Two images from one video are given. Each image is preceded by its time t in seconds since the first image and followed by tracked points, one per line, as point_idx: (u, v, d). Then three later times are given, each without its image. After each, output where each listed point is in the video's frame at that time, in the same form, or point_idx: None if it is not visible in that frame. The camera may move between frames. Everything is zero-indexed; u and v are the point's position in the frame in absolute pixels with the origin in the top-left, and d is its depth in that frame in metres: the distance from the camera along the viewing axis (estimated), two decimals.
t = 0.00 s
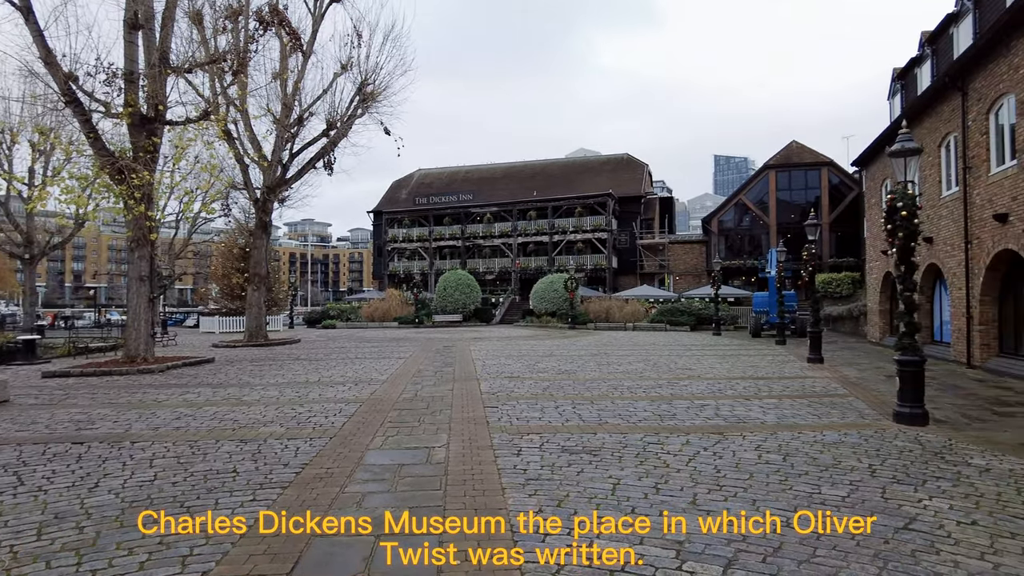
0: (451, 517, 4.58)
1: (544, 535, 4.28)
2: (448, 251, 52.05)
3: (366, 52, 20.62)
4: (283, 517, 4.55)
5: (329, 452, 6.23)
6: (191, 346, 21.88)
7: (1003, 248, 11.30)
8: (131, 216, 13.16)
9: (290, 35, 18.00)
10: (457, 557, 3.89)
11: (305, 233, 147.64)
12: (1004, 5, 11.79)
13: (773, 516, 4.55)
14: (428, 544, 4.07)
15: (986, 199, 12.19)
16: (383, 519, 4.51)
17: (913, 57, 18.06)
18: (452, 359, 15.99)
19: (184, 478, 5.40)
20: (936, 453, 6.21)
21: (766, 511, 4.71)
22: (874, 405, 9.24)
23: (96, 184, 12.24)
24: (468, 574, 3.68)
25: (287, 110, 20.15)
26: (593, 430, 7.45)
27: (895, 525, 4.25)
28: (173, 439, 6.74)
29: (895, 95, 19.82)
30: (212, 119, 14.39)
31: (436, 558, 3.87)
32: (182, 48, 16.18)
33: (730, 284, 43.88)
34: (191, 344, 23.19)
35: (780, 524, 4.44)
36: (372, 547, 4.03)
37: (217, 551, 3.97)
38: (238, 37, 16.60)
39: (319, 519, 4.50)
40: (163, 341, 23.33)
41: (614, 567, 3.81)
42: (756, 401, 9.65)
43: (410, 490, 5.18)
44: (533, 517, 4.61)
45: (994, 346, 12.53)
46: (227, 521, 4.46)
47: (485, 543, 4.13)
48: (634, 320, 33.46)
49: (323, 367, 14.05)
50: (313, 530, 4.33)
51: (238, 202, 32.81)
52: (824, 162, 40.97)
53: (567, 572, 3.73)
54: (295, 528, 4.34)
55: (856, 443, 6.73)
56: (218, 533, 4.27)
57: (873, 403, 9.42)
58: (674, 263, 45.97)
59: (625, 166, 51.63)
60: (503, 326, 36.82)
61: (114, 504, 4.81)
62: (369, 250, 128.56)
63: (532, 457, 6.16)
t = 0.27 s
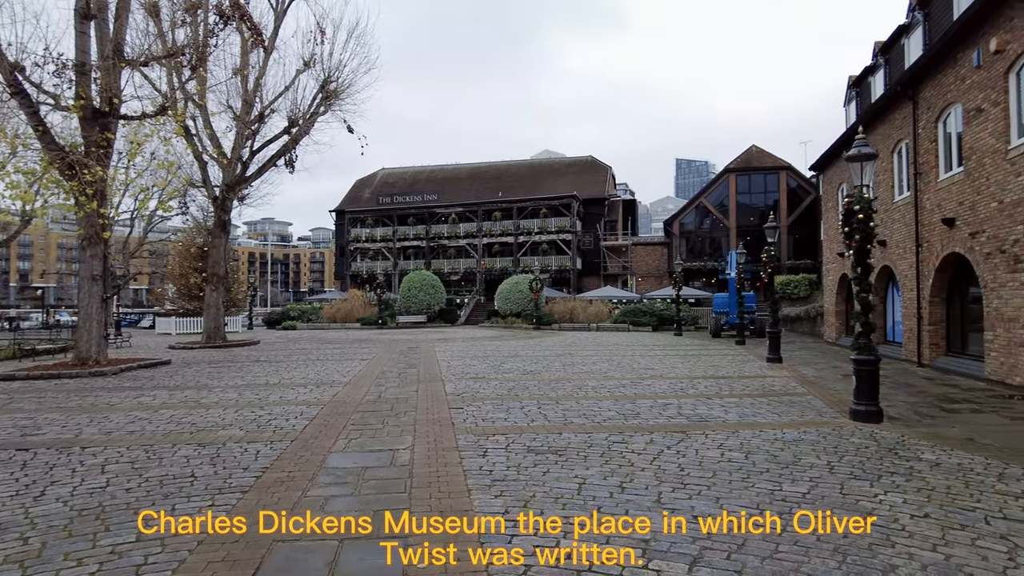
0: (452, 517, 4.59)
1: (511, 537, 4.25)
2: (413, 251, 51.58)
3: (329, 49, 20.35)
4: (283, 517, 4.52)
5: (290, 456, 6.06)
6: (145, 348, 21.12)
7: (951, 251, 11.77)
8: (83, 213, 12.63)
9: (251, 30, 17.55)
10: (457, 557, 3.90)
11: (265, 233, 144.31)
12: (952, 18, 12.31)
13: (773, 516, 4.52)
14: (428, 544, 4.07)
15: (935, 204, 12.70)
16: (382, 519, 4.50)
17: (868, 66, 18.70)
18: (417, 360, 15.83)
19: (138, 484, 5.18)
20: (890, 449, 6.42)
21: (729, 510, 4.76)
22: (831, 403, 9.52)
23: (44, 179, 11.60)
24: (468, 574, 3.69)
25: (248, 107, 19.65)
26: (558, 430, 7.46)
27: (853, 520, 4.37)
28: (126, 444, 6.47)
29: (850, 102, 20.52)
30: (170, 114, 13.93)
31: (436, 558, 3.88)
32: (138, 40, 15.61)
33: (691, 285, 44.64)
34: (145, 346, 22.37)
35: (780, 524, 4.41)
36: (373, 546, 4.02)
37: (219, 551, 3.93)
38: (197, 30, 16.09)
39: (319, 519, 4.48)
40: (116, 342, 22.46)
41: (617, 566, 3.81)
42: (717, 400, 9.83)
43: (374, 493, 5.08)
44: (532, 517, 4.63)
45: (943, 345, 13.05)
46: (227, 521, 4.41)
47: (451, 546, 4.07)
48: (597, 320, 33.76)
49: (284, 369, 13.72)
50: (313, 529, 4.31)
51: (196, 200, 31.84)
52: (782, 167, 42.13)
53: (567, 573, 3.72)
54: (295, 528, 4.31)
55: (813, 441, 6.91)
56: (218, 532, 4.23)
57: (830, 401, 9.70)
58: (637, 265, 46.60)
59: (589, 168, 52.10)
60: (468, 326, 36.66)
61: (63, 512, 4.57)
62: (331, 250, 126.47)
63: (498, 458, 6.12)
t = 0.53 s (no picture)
0: (451, 517, 4.52)
1: (473, 537, 4.17)
2: (372, 250, 50.77)
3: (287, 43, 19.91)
4: (283, 517, 4.43)
5: (244, 458, 5.84)
6: (89, 349, 20.13)
7: (898, 252, 12.37)
8: (22, 207, 11.95)
9: (205, 21, 16.94)
10: (457, 558, 3.84)
11: (217, 230, 139.87)
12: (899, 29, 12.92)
13: (773, 516, 4.44)
14: (427, 545, 4.01)
15: (883, 207, 13.28)
16: (382, 520, 4.43)
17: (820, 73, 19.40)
18: (375, 360, 15.57)
19: (81, 491, 4.88)
20: (842, 443, 6.63)
21: (689, 507, 4.77)
22: (785, 400, 9.78)
23: None
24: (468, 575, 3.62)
25: (201, 100, 18.97)
26: (520, 429, 7.42)
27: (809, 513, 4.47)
28: (67, 449, 6.11)
29: (803, 107, 21.22)
30: (118, 105, 13.31)
31: (436, 558, 3.82)
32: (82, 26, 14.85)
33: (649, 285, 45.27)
34: (88, 346, 21.32)
35: (780, 524, 4.33)
36: (372, 546, 3.96)
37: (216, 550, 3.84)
38: (147, 18, 15.41)
39: (319, 519, 4.40)
40: (57, 343, 21.36)
41: (616, 567, 3.74)
42: (676, 398, 9.97)
43: (332, 495, 4.93)
44: (533, 518, 4.55)
45: (890, 343, 13.59)
46: (227, 521, 4.32)
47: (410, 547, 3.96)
48: (557, 320, 33.94)
49: (237, 369, 13.28)
50: (313, 529, 4.23)
51: (145, 196, 30.60)
52: (737, 170, 43.27)
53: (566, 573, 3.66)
54: (295, 528, 4.23)
55: (769, 437, 7.07)
56: (217, 533, 4.13)
57: (784, 398, 9.98)
58: (596, 265, 47.06)
59: (548, 169, 52.38)
60: (427, 326, 36.32)
61: None
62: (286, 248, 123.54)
63: (459, 458, 6.03)
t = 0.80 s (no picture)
0: (451, 517, 4.44)
1: (427, 540, 4.02)
2: (321, 248, 49.47)
3: (235, 33, 19.11)
4: (283, 517, 4.33)
5: (185, 462, 5.51)
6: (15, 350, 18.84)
7: (842, 252, 13.06)
8: None
9: (147, 7, 16.08)
10: (457, 557, 3.76)
11: (158, 226, 133.90)
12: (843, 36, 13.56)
13: (773, 515, 4.33)
14: (428, 544, 3.94)
15: (828, 208, 13.95)
16: (382, 519, 4.36)
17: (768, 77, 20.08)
18: (325, 360, 15.12)
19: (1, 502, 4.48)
20: (792, 438, 6.81)
21: (647, 505, 4.73)
22: (736, 395, 10.01)
23: None
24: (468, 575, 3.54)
25: (142, 90, 18.01)
26: (475, 428, 7.29)
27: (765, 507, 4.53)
28: None
29: (751, 110, 21.89)
30: (50, 92, 12.44)
31: (437, 558, 3.74)
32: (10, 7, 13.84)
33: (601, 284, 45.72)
34: (14, 348, 19.94)
35: (780, 523, 4.23)
36: (373, 546, 3.88)
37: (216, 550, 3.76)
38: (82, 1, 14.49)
39: (319, 519, 4.31)
40: None
41: (616, 567, 3.66)
42: (629, 394, 10.04)
43: (280, 499, 4.69)
44: (533, 517, 4.47)
45: (834, 340, 14.18)
46: (227, 521, 4.22)
47: (363, 552, 3.79)
48: (512, 318, 33.90)
49: (177, 370, 12.63)
50: (314, 529, 4.15)
51: (81, 190, 28.93)
52: (686, 171, 44.30)
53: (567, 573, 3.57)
54: (295, 529, 4.14)
55: (721, 432, 7.19)
56: (216, 533, 4.03)
57: (734, 394, 10.21)
58: (550, 264, 47.30)
59: (502, 167, 52.34)
60: (379, 325, 35.66)
61: None
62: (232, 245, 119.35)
63: (412, 459, 5.85)
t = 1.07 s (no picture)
0: (451, 517, 4.46)
1: (377, 551, 3.82)
2: (259, 245, 47.52)
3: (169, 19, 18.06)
4: (283, 516, 4.33)
5: (112, 474, 5.09)
6: None
7: (781, 253, 13.63)
8: None
9: None
10: (457, 557, 3.79)
11: (82, 220, 126.02)
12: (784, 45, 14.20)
13: (772, 516, 4.34)
14: (427, 544, 3.96)
15: (768, 210, 14.55)
16: (382, 519, 4.37)
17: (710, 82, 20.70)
18: (265, 362, 14.49)
19: None
20: (738, 437, 6.94)
21: (596, 508, 4.66)
22: (680, 394, 10.17)
23: None
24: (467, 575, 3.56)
25: (65, 76, 16.76)
26: (422, 431, 7.07)
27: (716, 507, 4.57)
28: None
29: (694, 115, 22.48)
30: None
31: (437, 558, 3.77)
32: None
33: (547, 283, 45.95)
34: None
35: (780, 524, 4.24)
36: (374, 545, 3.90)
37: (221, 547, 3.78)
38: None
39: (320, 519, 4.31)
40: None
41: (616, 568, 3.65)
42: (578, 394, 10.02)
43: (218, 511, 4.36)
44: (533, 517, 4.47)
45: (773, 339, 14.73)
46: (227, 520, 4.20)
47: (309, 569, 3.56)
48: (458, 318, 33.64)
49: (104, 373, 11.84)
50: (315, 530, 4.15)
51: None
52: (630, 173, 45.16)
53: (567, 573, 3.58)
54: (296, 529, 4.14)
55: (667, 431, 7.25)
56: (218, 533, 4.02)
57: (679, 393, 10.36)
58: (496, 263, 47.27)
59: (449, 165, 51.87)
60: (321, 325, 34.59)
61: None
62: (165, 241, 113.65)
63: (358, 466, 5.59)
